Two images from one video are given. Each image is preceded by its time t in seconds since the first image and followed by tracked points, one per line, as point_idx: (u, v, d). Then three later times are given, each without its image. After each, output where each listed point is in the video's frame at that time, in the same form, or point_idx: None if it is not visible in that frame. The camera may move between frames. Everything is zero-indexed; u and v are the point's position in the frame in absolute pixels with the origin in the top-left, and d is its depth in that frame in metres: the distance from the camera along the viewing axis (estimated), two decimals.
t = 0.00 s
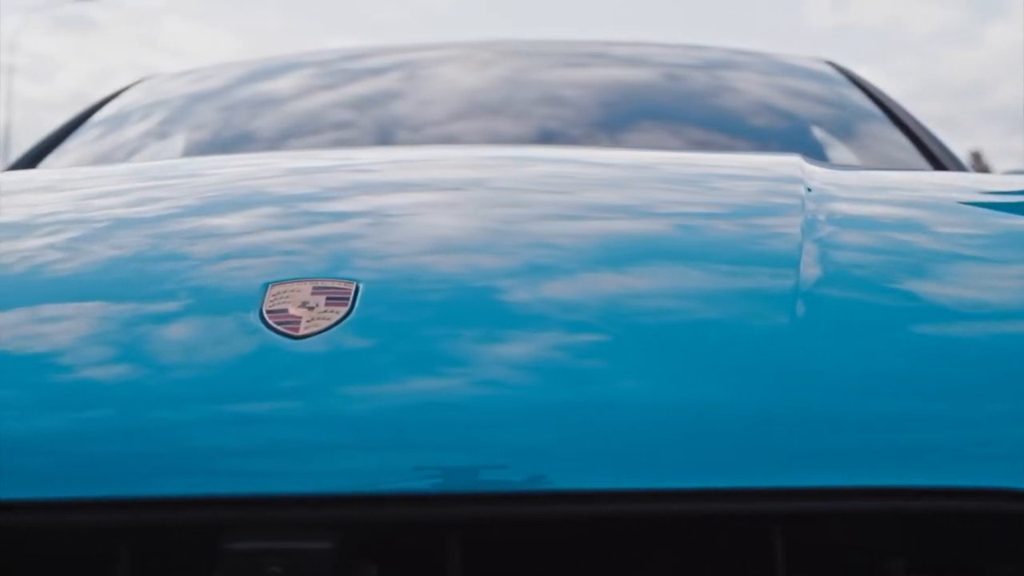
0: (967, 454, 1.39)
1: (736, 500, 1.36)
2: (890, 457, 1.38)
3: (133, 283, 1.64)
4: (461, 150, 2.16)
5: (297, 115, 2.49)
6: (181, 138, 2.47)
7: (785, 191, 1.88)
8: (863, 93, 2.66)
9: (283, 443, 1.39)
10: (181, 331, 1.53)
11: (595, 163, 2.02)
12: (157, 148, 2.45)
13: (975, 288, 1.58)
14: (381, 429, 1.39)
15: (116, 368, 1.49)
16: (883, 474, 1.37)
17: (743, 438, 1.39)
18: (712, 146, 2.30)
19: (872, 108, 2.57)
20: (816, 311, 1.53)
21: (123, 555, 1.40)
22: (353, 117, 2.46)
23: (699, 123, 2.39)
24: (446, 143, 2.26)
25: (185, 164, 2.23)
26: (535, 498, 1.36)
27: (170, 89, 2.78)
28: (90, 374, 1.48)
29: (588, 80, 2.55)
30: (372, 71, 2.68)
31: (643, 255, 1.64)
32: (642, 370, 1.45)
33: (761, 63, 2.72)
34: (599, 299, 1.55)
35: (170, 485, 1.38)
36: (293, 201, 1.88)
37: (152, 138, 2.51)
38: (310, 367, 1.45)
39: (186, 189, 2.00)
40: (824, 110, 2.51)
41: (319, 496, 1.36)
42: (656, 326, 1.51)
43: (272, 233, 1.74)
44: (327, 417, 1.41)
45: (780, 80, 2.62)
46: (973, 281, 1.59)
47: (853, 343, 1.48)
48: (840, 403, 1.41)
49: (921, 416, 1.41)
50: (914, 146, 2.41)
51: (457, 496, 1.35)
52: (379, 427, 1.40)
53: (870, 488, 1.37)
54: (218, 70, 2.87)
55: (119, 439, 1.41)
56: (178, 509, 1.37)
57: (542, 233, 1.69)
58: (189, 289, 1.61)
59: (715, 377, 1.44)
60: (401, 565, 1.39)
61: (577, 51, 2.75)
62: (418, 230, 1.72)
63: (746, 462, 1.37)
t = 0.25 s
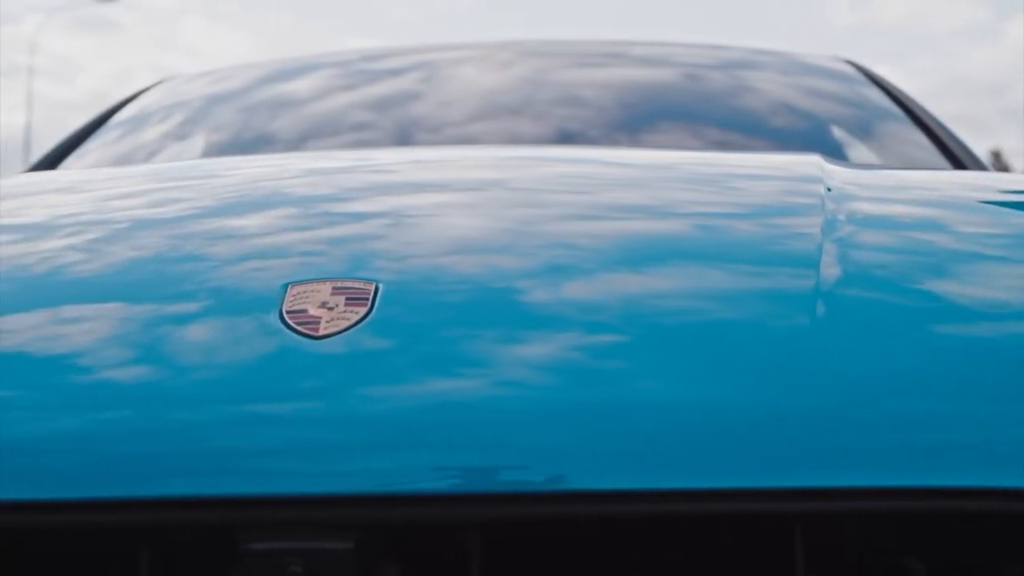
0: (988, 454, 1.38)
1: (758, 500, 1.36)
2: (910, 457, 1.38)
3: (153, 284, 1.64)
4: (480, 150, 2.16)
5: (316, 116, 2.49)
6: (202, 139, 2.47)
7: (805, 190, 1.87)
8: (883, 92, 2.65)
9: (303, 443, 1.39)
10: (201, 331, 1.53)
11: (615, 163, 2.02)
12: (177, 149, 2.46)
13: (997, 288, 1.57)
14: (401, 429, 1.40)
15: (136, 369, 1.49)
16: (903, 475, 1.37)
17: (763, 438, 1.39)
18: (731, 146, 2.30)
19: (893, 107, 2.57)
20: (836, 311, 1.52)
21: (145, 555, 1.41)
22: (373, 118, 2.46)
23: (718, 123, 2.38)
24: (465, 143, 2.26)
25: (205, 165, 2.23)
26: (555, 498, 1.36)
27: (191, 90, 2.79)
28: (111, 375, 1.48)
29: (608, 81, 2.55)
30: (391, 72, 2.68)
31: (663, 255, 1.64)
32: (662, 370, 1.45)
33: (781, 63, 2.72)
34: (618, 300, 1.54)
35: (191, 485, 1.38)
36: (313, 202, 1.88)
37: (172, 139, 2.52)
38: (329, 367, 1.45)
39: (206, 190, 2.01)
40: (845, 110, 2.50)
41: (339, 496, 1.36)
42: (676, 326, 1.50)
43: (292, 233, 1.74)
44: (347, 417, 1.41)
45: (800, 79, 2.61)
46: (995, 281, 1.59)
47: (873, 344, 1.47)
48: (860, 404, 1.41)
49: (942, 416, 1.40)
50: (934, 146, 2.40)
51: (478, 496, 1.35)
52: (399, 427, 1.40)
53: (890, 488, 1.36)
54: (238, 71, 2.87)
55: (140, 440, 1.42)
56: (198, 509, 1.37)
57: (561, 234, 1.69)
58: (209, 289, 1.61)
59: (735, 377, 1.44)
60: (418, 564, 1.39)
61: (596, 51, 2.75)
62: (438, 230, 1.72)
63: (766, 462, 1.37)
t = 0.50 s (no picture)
0: (1007, 454, 1.38)
1: (776, 500, 1.36)
2: (928, 457, 1.37)
3: (170, 285, 1.64)
4: (496, 150, 2.16)
5: (333, 117, 2.50)
6: (219, 140, 2.48)
7: (822, 190, 1.87)
8: (900, 91, 2.64)
9: (321, 443, 1.40)
10: (218, 333, 1.53)
11: (632, 163, 2.02)
12: (194, 150, 2.47)
13: (1015, 288, 1.57)
14: (418, 429, 1.40)
15: (153, 370, 1.49)
16: (920, 475, 1.37)
17: (780, 438, 1.38)
18: (748, 146, 2.30)
19: (910, 107, 2.56)
20: (853, 311, 1.52)
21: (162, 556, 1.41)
22: (389, 119, 2.47)
23: (735, 123, 2.38)
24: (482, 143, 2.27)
25: (221, 166, 2.24)
26: (572, 498, 1.36)
27: (207, 91, 2.80)
28: (129, 377, 1.49)
29: (624, 81, 2.55)
30: (407, 73, 2.69)
31: (680, 255, 1.64)
32: (679, 370, 1.45)
33: (798, 62, 2.71)
34: (635, 300, 1.54)
35: (209, 485, 1.38)
36: (329, 203, 1.88)
37: (189, 140, 2.52)
38: (347, 368, 1.45)
39: (222, 191, 2.01)
40: (862, 109, 2.50)
41: (357, 496, 1.36)
42: (693, 326, 1.50)
43: (309, 234, 1.74)
44: (364, 418, 1.41)
45: (817, 79, 2.61)
46: (1014, 281, 1.58)
47: (891, 344, 1.47)
48: (878, 404, 1.41)
49: (960, 416, 1.40)
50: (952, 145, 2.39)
51: (495, 496, 1.36)
52: (416, 428, 1.40)
53: (907, 488, 1.36)
54: (254, 72, 2.88)
55: (158, 441, 1.42)
56: (217, 509, 1.38)
57: (578, 234, 1.69)
58: (226, 291, 1.62)
59: (752, 377, 1.44)
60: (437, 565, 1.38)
61: (612, 51, 2.74)
62: (454, 231, 1.72)
63: (783, 462, 1.37)
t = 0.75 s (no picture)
0: None
1: (794, 501, 1.36)
2: (945, 457, 1.37)
3: (187, 286, 1.65)
4: (513, 150, 2.16)
5: (349, 118, 2.50)
6: (236, 141, 2.49)
7: (839, 190, 1.86)
8: (918, 90, 2.64)
9: (338, 444, 1.40)
10: (234, 334, 1.53)
11: (648, 163, 2.02)
12: (211, 151, 2.47)
13: None
14: (435, 429, 1.40)
15: (170, 371, 1.50)
16: (937, 475, 1.36)
17: (798, 438, 1.38)
18: (765, 146, 2.29)
19: (928, 106, 2.55)
20: (871, 311, 1.52)
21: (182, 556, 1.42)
22: (405, 119, 2.47)
23: (752, 123, 2.38)
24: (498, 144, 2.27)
25: (238, 167, 2.24)
26: (589, 498, 1.36)
27: (224, 92, 2.80)
28: (146, 377, 1.49)
29: (641, 81, 2.55)
30: (424, 73, 2.69)
31: (697, 255, 1.64)
32: (696, 371, 1.44)
33: (815, 62, 2.71)
34: (652, 300, 1.54)
35: (228, 485, 1.39)
36: (345, 203, 1.88)
37: (205, 141, 2.53)
38: (364, 368, 1.45)
39: (239, 191, 2.02)
40: (879, 109, 2.49)
41: (375, 496, 1.37)
42: (710, 326, 1.50)
43: (325, 235, 1.74)
44: (381, 419, 1.41)
45: (834, 79, 2.60)
46: None
47: (909, 344, 1.46)
48: (896, 404, 1.40)
49: (978, 416, 1.40)
50: (970, 144, 2.38)
51: (513, 497, 1.36)
52: (433, 428, 1.40)
53: (924, 488, 1.36)
54: (271, 73, 2.88)
55: (176, 441, 1.42)
56: (235, 509, 1.38)
57: (594, 234, 1.69)
58: (242, 292, 1.62)
59: (769, 378, 1.43)
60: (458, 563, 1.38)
61: (629, 51, 2.74)
62: (471, 231, 1.72)
63: (800, 462, 1.37)
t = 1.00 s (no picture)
0: None
1: (814, 501, 1.35)
2: (965, 458, 1.37)
3: (204, 287, 1.65)
4: (529, 150, 2.16)
5: (365, 119, 2.50)
6: (252, 142, 2.49)
7: (857, 189, 1.86)
8: (936, 89, 2.63)
9: (356, 445, 1.40)
10: (252, 334, 1.54)
11: (665, 163, 2.01)
12: (227, 152, 2.47)
13: None
14: (453, 429, 1.40)
15: (188, 372, 1.50)
16: (956, 475, 1.36)
17: (816, 438, 1.38)
18: (782, 146, 2.29)
19: (946, 105, 2.54)
20: (890, 311, 1.51)
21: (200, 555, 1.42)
22: (422, 120, 2.47)
23: (768, 123, 2.37)
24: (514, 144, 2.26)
25: (254, 168, 2.25)
26: (606, 498, 1.36)
27: (240, 93, 2.81)
28: (164, 378, 1.49)
29: (657, 81, 2.54)
30: (440, 74, 2.69)
31: (714, 256, 1.63)
32: (714, 371, 1.44)
33: (832, 61, 2.70)
34: (669, 301, 1.54)
35: (246, 485, 1.39)
36: (362, 204, 1.89)
37: (222, 143, 2.53)
38: (382, 369, 1.45)
39: (256, 192, 2.02)
40: (896, 108, 2.48)
41: (393, 496, 1.37)
42: (727, 327, 1.50)
43: (342, 236, 1.75)
44: (399, 419, 1.41)
45: (851, 78, 2.59)
46: None
47: (928, 344, 1.46)
48: (914, 404, 1.40)
49: (997, 417, 1.39)
50: (988, 143, 2.37)
51: (532, 497, 1.36)
52: (450, 429, 1.40)
53: (944, 489, 1.35)
54: (287, 74, 2.89)
55: (194, 441, 1.43)
56: (254, 509, 1.38)
57: (611, 235, 1.69)
58: (259, 293, 1.62)
59: (788, 378, 1.43)
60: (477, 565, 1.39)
61: (645, 51, 2.74)
62: (487, 232, 1.72)
63: (819, 462, 1.37)
